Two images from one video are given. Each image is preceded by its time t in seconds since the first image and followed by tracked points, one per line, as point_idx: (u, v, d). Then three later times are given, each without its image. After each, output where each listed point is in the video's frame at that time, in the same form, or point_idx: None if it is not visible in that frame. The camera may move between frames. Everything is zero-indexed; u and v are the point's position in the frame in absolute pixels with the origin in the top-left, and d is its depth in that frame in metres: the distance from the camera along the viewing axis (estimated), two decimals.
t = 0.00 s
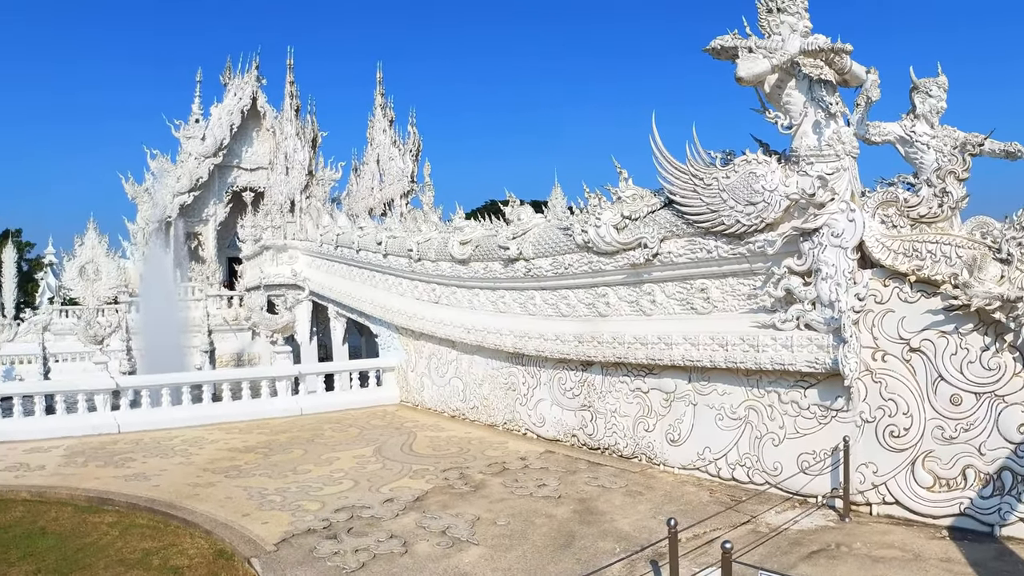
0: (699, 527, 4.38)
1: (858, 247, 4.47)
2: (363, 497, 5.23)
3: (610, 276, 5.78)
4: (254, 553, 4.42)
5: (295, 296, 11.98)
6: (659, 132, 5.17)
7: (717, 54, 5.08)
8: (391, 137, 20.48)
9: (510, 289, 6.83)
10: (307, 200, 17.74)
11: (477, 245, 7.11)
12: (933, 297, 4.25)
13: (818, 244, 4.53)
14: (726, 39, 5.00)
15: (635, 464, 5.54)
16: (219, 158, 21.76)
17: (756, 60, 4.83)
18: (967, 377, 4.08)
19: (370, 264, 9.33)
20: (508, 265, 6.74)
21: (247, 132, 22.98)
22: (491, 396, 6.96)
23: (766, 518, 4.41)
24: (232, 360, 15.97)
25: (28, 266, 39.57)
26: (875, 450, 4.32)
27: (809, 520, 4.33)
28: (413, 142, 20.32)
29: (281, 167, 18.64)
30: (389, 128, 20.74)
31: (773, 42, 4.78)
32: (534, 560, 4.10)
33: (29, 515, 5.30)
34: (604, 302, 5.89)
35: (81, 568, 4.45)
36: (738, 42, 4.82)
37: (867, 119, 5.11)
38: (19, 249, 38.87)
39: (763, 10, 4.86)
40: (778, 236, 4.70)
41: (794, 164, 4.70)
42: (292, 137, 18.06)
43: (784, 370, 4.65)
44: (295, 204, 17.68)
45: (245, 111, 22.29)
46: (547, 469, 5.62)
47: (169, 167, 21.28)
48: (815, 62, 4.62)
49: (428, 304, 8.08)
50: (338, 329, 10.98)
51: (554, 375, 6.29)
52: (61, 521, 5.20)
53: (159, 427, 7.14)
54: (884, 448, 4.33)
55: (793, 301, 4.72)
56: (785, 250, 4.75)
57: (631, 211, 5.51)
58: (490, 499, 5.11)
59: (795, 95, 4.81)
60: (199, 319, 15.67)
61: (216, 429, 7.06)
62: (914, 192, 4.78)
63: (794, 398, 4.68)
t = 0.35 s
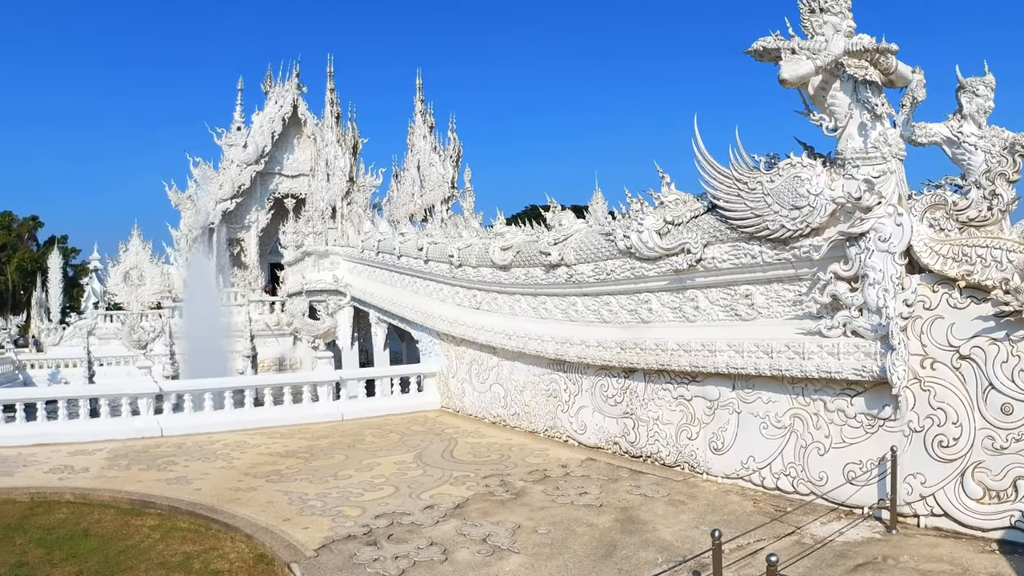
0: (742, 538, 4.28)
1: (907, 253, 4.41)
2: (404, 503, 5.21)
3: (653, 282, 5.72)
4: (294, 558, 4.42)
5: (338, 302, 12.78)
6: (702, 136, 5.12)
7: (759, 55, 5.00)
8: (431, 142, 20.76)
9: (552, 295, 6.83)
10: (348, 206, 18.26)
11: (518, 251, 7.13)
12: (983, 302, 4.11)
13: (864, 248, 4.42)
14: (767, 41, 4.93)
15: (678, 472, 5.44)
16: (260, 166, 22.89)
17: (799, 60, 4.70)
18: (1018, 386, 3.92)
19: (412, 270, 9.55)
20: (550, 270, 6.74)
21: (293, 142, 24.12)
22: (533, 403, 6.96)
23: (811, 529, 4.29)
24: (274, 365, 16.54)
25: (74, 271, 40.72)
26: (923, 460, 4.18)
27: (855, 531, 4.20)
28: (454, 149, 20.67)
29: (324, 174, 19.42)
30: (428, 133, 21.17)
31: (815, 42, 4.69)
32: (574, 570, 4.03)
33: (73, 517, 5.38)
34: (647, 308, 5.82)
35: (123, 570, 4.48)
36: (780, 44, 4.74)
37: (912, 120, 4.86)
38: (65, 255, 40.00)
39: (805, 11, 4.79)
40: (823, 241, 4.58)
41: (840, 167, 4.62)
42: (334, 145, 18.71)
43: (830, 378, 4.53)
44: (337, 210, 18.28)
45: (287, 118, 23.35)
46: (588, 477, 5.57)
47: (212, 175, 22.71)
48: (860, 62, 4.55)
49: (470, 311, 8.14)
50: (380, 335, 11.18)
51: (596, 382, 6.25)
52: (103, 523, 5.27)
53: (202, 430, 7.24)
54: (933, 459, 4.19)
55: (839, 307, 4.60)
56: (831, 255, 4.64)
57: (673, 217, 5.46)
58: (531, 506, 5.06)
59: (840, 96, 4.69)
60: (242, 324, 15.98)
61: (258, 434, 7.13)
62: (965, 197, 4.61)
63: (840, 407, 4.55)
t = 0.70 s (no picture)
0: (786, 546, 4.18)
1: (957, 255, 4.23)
2: (444, 506, 5.21)
3: (697, 286, 5.64)
4: (334, 559, 4.43)
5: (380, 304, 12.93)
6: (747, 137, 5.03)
7: (805, 55, 4.91)
8: (473, 145, 20.70)
9: (595, 299, 6.79)
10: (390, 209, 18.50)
11: (561, 254, 7.10)
12: None
13: (913, 252, 4.30)
14: (813, 40, 4.85)
15: (721, 479, 5.36)
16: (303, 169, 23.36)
17: (846, 61, 4.62)
18: None
19: (454, 272, 9.60)
20: (592, 274, 6.71)
21: (334, 145, 24.55)
22: (574, 407, 6.93)
23: (857, 539, 4.17)
24: (316, 366, 16.88)
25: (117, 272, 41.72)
26: (973, 470, 4.05)
27: (902, 542, 4.08)
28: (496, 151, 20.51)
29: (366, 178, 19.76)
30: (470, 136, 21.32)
31: (862, 41, 4.59)
32: None
33: (116, 514, 5.46)
34: (691, 313, 5.75)
35: (164, 568, 4.53)
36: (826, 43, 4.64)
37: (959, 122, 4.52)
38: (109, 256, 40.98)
39: (851, 10, 4.70)
40: (871, 244, 4.47)
41: (888, 169, 4.52)
42: (375, 148, 18.97)
43: (878, 384, 4.41)
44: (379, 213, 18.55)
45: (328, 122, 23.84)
46: (630, 482, 5.51)
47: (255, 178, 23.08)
48: (907, 62, 4.41)
49: (511, 314, 8.15)
50: (421, 338, 11.28)
51: (639, 387, 6.18)
52: (146, 520, 5.34)
53: (244, 431, 7.33)
54: (984, 469, 4.04)
55: (888, 312, 4.48)
56: (879, 258, 4.51)
57: (718, 219, 5.38)
58: (571, 511, 5.01)
59: (888, 96, 4.58)
60: (285, 326, 16.23)
61: (299, 435, 7.20)
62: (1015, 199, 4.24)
63: (889, 414, 4.43)
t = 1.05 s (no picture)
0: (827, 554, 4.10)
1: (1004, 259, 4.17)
2: (481, 508, 5.20)
3: (738, 288, 5.57)
4: (371, 559, 4.45)
5: (418, 305, 13.05)
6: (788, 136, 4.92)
7: (846, 54, 4.80)
8: (510, 146, 20.69)
9: (635, 301, 6.74)
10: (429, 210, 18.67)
11: (600, 256, 7.08)
12: None
13: (959, 255, 4.20)
14: (854, 38, 4.74)
15: (761, 485, 5.29)
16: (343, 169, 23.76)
17: (890, 60, 4.48)
18: None
19: (492, 274, 9.63)
20: (632, 276, 6.67)
21: (372, 147, 24.85)
22: (613, 410, 6.90)
23: (899, 548, 4.09)
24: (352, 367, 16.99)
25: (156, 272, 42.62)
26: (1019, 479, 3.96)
27: (946, 551, 3.99)
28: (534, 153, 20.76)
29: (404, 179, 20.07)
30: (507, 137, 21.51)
31: (905, 39, 4.49)
32: None
33: (155, 510, 5.55)
34: (732, 316, 5.68)
35: (202, 564, 4.59)
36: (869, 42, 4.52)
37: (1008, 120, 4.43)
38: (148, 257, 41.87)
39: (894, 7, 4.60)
40: (916, 247, 4.39)
41: (932, 170, 4.41)
42: (413, 150, 19.22)
43: (923, 390, 4.27)
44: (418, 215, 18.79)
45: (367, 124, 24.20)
46: (668, 487, 5.46)
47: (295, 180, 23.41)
48: (952, 60, 4.38)
49: (550, 316, 8.15)
50: (459, 339, 11.35)
51: (679, 391, 6.13)
52: (185, 517, 5.42)
53: (283, 430, 7.41)
54: None
55: (932, 317, 4.38)
56: (924, 261, 4.42)
57: (760, 221, 5.32)
58: (609, 515, 4.98)
59: (932, 96, 4.48)
60: (324, 326, 16.39)
61: (338, 435, 7.26)
62: None
63: (934, 421, 4.30)
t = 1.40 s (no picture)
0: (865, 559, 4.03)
1: None
2: (516, 508, 5.20)
3: (776, 290, 5.51)
4: (405, 557, 4.47)
5: (454, 305, 13.14)
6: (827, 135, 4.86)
7: (887, 52, 4.77)
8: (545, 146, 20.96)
9: (671, 302, 6.70)
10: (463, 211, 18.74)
11: (636, 257, 7.06)
12: None
13: (1001, 256, 4.11)
14: (891, 36, 4.70)
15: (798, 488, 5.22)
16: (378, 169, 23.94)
17: (929, 57, 4.42)
18: None
19: (527, 274, 9.65)
20: (669, 277, 6.63)
21: (406, 147, 25.03)
22: (648, 412, 6.86)
23: (938, 555, 4.00)
24: (388, 367, 17.37)
25: (191, 271, 43.34)
26: None
27: (986, 558, 3.89)
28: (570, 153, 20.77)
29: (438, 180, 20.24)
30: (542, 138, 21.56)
31: (945, 36, 4.42)
32: None
33: (190, 507, 5.64)
34: (770, 317, 5.61)
35: (238, 561, 4.65)
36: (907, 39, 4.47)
37: None
38: (184, 257, 42.58)
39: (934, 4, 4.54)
40: (957, 247, 4.30)
41: (974, 170, 4.31)
42: (448, 151, 19.36)
43: (963, 394, 4.16)
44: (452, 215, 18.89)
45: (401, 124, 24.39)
46: (704, 490, 5.41)
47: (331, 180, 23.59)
48: (993, 57, 4.26)
49: (585, 317, 8.14)
50: (494, 340, 11.42)
51: (716, 394, 6.07)
52: (220, 514, 5.50)
53: (319, 428, 7.49)
54: None
55: (974, 319, 4.28)
56: (966, 262, 4.33)
57: (798, 221, 5.25)
58: (643, 517, 4.95)
59: (973, 94, 4.41)
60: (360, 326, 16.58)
61: (372, 434, 7.31)
62: None
63: (974, 427, 4.17)
